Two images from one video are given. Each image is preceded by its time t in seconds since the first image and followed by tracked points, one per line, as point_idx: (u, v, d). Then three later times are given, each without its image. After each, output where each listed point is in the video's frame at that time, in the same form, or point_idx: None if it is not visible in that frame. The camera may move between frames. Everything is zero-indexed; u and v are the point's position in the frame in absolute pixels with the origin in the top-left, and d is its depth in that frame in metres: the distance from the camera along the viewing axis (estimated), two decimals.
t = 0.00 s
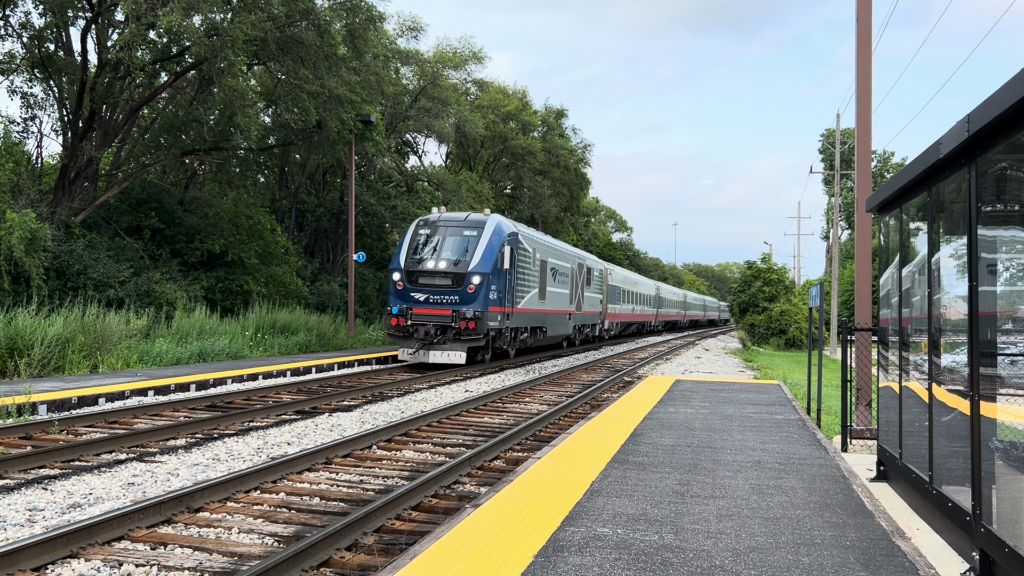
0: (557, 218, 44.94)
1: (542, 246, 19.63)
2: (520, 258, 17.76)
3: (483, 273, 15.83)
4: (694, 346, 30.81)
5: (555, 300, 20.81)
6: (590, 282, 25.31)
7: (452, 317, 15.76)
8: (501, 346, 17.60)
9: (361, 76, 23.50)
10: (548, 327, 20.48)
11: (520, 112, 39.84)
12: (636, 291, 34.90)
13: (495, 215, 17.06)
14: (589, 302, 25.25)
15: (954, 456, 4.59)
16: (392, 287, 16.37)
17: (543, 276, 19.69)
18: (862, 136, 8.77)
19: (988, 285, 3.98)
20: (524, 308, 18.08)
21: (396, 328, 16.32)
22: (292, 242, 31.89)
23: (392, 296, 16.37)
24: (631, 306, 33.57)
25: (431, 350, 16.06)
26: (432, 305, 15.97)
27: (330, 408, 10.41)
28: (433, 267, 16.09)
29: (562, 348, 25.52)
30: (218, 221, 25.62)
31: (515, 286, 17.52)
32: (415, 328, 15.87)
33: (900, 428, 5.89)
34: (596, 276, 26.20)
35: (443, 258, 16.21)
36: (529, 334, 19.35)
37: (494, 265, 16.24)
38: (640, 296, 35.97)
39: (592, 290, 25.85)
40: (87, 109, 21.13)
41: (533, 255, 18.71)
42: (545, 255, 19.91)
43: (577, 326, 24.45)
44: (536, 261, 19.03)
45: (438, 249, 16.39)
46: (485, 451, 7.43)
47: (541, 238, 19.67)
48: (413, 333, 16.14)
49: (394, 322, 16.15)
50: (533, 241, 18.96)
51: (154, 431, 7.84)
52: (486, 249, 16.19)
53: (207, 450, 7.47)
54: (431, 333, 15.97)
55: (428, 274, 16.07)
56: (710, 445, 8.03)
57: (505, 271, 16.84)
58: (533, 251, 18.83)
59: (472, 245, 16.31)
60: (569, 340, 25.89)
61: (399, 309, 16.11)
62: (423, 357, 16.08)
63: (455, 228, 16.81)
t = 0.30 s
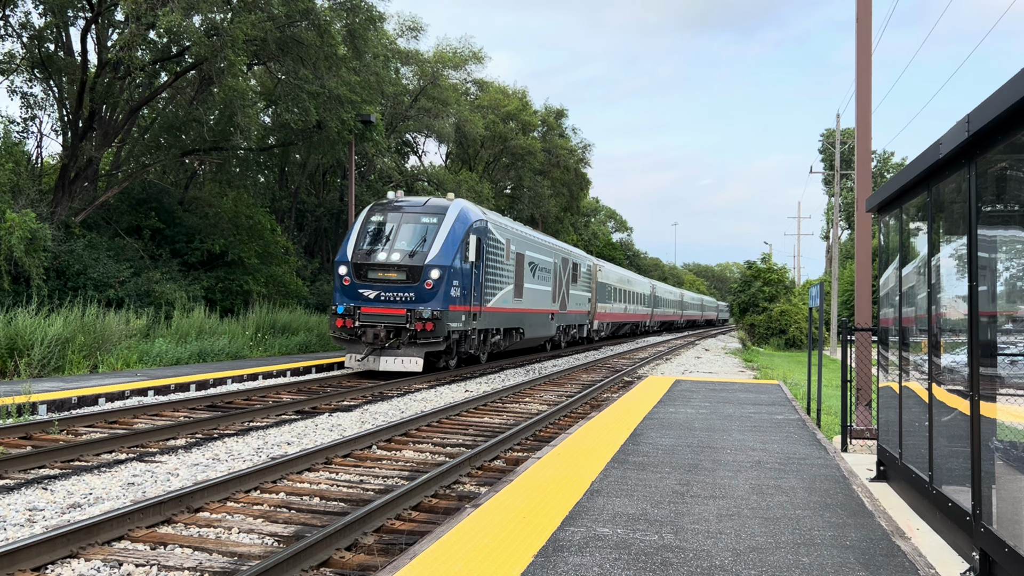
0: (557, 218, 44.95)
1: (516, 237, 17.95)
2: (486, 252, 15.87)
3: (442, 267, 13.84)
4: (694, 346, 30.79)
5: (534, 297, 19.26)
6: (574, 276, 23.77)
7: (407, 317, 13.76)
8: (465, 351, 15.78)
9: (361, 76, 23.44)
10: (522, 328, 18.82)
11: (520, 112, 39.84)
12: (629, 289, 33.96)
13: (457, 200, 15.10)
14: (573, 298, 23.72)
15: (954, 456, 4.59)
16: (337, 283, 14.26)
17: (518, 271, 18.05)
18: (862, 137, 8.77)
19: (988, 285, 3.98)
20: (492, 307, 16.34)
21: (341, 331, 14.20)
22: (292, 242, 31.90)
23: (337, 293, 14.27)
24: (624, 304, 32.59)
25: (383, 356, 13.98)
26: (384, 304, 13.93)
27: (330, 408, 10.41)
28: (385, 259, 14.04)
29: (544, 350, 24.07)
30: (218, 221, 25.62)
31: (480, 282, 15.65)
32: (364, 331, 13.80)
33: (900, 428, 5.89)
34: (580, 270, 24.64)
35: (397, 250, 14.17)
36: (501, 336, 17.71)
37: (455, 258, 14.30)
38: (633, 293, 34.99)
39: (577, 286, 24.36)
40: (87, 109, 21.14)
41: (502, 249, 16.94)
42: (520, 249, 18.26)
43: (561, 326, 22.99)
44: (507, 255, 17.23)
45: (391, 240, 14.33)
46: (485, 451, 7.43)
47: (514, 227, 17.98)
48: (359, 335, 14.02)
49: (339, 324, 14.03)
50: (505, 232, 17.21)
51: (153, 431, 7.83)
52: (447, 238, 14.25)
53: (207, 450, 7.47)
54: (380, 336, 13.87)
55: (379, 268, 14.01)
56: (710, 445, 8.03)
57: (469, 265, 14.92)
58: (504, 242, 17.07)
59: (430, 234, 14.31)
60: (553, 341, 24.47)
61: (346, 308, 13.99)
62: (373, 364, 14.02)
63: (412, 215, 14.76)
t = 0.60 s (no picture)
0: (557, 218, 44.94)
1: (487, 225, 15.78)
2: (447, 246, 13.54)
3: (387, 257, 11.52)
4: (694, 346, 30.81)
5: (508, 294, 17.20)
6: (557, 272, 21.75)
7: (346, 317, 11.40)
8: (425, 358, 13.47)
9: (361, 76, 23.42)
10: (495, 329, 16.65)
11: (520, 112, 39.85)
12: (620, 288, 32.81)
13: (410, 180, 12.76)
14: (556, 297, 21.71)
15: (954, 456, 4.59)
16: (264, 276, 11.90)
17: (489, 264, 15.88)
18: (862, 137, 8.76)
19: (988, 284, 3.98)
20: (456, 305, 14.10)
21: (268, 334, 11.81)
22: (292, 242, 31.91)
23: (264, 289, 11.88)
24: (615, 303, 31.50)
25: (316, 365, 11.50)
26: (318, 303, 11.54)
27: (330, 408, 10.41)
28: (320, 248, 11.66)
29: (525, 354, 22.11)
30: (218, 222, 25.86)
31: (440, 280, 13.30)
32: (293, 335, 11.39)
33: (900, 428, 5.89)
34: (564, 265, 22.62)
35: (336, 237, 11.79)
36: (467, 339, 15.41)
37: (405, 248, 11.96)
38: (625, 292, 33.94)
39: (560, 283, 22.35)
40: (87, 108, 21.15)
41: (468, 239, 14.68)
42: (491, 239, 16.07)
43: (542, 327, 20.91)
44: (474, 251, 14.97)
45: (328, 225, 11.95)
46: (485, 451, 7.43)
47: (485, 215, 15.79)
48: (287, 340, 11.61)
49: (265, 326, 11.64)
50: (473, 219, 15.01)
51: (153, 431, 7.83)
52: (394, 223, 11.89)
53: (207, 450, 7.47)
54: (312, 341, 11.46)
55: (313, 258, 11.64)
56: (710, 445, 8.04)
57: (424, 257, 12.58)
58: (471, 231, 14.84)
59: (375, 219, 11.95)
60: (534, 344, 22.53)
61: (272, 307, 11.62)
62: (305, 375, 11.55)
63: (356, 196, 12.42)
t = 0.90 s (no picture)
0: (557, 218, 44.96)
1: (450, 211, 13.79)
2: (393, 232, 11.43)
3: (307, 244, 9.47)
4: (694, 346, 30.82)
5: (474, 291, 15.19)
6: (536, 267, 19.76)
7: (258, 317, 9.39)
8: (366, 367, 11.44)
9: (361, 75, 23.44)
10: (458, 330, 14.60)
11: (520, 112, 39.86)
12: (612, 287, 31.33)
13: (345, 151, 10.61)
14: (535, 294, 19.72)
15: (954, 456, 4.59)
16: (161, 268, 9.80)
17: (450, 256, 13.87)
18: (862, 137, 8.76)
19: (988, 284, 3.98)
20: (405, 303, 11.99)
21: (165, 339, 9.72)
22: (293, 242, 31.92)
23: (162, 283, 9.80)
24: (607, 303, 30.02)
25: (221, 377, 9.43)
26: (224, 300, 9.47)
27: (330, 408, 10.42)
28: (226, 233, 9.58)
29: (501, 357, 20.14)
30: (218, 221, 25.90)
31: (384, 272, 11.24)
32: (191, 339, 9.31)
33: (900, 428, 5.89)
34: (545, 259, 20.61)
35: (247, 220, 9.67)
36: (420, 343, 13.23)
37: (334, 233, 9.89)
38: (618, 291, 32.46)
39: (541, 279, 20.35)
40: (87, 109, 21.17)
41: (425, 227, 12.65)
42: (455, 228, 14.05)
43: (519, 328, 18.88)
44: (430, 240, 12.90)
45: (238, 205, 9.83)
46: (485, 451, 7.43)
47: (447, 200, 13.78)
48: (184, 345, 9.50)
49: (161, 328, 9.58)
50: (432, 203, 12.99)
51: (153, 431, 7.83)
52: (319, 203, 9.81)
53: (207, 450, 7.47)
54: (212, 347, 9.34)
55: (217, 245, 9.56)
56: (710, 445, 8.04)
57: (359, 245, 10.48)
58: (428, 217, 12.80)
59: (296, 198, 9.83)
60: (512, 348, 20.58)
61: (170, 305, 9.58)
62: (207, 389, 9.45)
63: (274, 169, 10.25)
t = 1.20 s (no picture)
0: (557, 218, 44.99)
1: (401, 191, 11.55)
2: (319, 213, 9.20)
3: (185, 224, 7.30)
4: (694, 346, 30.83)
5: (430, 287, 12.84)
6: (512, 261, 17.48)
7: (120, 318, 7.21)
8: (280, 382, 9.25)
9: (361, 75, 23.48)
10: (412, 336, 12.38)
11: (520, 112, 39.88)
12: (603, 285, 29.63)
13: (247, 110, 8.42)
14: (510, 291, 17.52)
15: (954, 456, 4.59)
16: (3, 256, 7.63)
17: (398, 244, 11.54)
18: (862, 138, 8.76)
19: (988, 285, 3.98)
20: (332, 300, 9.68)
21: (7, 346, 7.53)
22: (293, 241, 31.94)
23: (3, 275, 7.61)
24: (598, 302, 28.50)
25: (72, 396, 7.26)
26: (77, 298, 7.29)
27: (330, 408, 10.42)
28: (82, 209, 7.46)
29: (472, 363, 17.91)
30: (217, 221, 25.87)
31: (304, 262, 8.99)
32: (31, 348, 7.10)
33: (900, 428, 5.89)
34: (522, 251, 18.37)
35: (111, 194, 7.51)
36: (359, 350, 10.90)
37: (223, 208, 7.67)
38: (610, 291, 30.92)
39: (518, 273, 18.10)
40: (88, 109, 21.18)
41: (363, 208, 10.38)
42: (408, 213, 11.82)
43: (492, 329, 16.67)
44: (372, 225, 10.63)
45: (103, 176, 7.69)
46: (485, 451, 7.44)
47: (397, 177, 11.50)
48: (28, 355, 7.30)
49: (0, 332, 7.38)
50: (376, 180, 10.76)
51: (153, 431, 7.83)
52: (205, 171, 7.64)
53: (207, 451, 7.47)
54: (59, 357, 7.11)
55: (70, 225, 7.42)
56: (711, 445, 8.04)
57: (263, 225, 8.23)
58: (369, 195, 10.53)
59: (176, 166, 7.66)
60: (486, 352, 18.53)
61: (11, 303, 7.41)
62: (56, 411, 7.28)
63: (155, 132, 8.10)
